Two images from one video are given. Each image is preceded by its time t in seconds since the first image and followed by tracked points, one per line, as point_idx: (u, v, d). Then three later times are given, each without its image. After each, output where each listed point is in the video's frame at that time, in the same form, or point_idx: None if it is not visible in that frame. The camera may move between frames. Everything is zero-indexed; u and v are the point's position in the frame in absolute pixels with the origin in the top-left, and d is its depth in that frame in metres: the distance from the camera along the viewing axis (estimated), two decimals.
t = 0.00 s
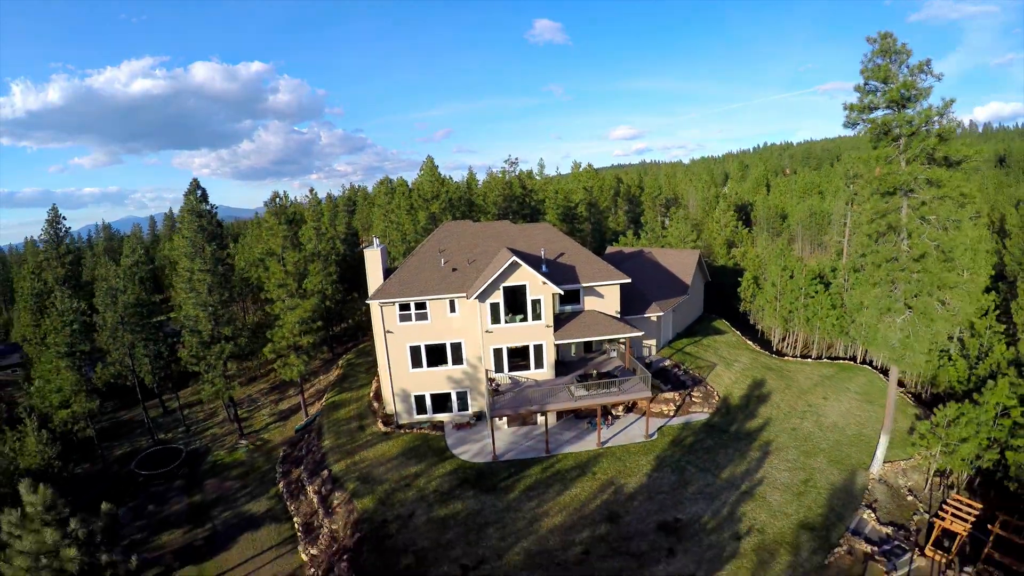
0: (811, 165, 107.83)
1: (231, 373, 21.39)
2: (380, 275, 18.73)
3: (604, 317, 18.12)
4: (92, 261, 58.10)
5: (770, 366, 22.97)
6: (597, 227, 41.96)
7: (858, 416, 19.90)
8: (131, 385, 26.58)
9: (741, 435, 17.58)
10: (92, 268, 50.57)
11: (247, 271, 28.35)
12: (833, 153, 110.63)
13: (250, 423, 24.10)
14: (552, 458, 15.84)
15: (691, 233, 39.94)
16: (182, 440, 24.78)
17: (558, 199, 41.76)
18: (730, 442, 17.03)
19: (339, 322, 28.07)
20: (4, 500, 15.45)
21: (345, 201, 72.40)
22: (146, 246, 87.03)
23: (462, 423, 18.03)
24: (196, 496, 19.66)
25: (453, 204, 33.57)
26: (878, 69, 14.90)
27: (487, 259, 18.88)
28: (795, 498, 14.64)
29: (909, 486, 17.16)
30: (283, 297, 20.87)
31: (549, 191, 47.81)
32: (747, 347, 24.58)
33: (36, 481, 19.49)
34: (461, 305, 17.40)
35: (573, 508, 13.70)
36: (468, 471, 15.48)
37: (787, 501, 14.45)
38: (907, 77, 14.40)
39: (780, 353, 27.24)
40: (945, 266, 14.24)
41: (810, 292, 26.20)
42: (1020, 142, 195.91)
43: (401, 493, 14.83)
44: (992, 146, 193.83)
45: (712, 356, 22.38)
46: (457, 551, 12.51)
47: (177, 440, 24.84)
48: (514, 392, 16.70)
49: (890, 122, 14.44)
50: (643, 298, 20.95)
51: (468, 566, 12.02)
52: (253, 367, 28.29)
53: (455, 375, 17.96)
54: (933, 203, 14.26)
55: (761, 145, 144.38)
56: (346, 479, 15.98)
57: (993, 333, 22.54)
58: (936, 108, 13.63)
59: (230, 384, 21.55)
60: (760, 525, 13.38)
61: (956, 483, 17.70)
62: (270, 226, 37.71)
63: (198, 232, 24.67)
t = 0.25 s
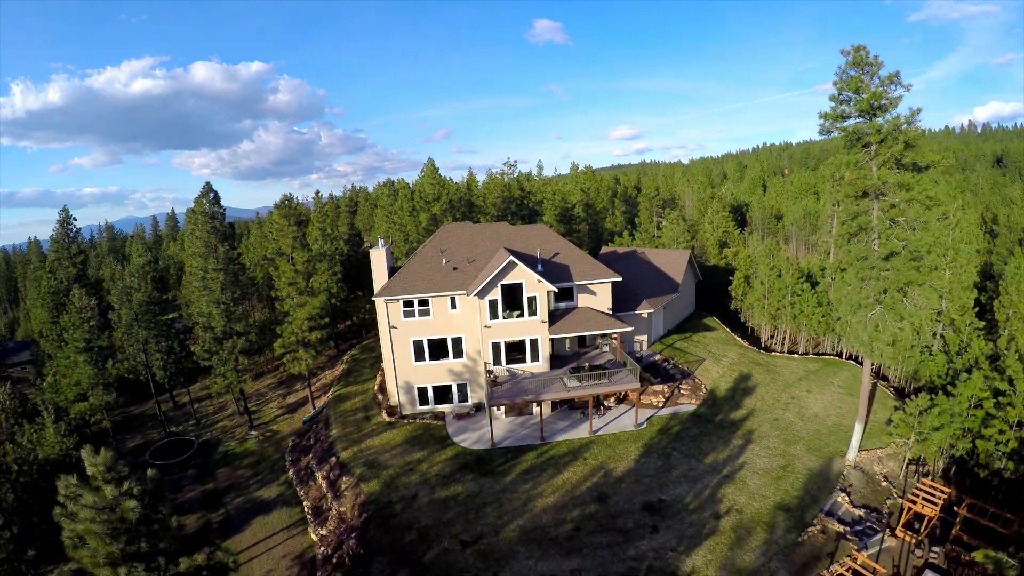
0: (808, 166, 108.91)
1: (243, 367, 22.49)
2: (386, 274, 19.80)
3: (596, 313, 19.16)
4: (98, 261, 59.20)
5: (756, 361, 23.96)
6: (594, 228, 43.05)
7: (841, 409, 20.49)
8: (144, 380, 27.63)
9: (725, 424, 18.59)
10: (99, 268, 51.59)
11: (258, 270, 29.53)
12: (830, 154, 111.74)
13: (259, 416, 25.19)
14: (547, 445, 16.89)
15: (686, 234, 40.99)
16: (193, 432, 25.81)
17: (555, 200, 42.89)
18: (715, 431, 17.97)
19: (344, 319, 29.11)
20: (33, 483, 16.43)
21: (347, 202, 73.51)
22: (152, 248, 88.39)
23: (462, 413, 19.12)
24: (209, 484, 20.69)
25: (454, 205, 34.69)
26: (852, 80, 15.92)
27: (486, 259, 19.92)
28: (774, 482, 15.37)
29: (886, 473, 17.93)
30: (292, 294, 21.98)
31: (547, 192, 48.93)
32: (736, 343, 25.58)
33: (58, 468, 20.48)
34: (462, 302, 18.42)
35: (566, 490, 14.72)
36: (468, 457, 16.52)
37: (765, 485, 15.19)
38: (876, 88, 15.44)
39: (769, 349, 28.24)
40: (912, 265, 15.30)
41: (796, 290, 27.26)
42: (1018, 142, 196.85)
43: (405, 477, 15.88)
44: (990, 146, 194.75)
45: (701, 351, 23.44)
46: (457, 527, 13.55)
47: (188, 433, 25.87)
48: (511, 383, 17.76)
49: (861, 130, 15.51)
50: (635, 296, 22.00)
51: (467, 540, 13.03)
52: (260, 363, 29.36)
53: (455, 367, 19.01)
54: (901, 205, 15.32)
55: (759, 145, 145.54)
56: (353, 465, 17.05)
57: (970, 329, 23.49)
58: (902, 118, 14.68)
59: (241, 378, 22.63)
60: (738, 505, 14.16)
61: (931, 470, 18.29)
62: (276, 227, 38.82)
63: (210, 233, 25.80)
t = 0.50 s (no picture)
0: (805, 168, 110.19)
1: (254, 366, 23.66)
2: (391, 278, 20.95)
3: (589, 315, 20.31)
4: (106, 263, 60.43)
5: (744, 360, 25.01)
6: (590, 231, 44.22)
7: (823, 408, 21.10)
8: (158, 378, 28.75)
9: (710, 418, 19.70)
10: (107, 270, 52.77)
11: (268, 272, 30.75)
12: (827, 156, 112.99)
13: (269, 412, 26.34)
14: (543, 438, 18.07)
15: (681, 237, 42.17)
16: (205, 428, 26.93)
17: (553, 204, 44.08)
18: (700, 425, 18.94)
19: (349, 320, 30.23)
20: (61, 474, 17.47)
21: (350, 204, 74.74)
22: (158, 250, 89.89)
23: (464, 409, 20.32)
24: (223, 476, 21.81)
25: (454, 210, 35.86)
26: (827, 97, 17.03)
27: (485, 263, 21.07)
28: (753, 473, 16.18)
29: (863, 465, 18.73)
30: (302, 296, 23.19)
31: (546, 196, 50.13)
32: (725, 343, 26.61)
33: (79, 462, 21.49)
34: (463, 304, 19.56)
35: (559, 479, 15.85)
36: (468, 450, 17.69)
37: (744, 476, 16.00)
38: (849, 106, 16.56)
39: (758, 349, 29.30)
40: (881, 270, 16.44)
41: (784, 292, 28.37)
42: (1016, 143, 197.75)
43: (409, 468, 17.03)
44: (988, 147, 195.73)
45: (690, 351, 24.55)
46: (459, 513, 14.69)
47: (200, 429, 26.97)
48: (509, 381, 18.92)
49: (834, 145, 16.64)
50: (627, 298, 23.16)
51: (468, 524, 14.18)
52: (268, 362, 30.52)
53: (456, 366, 20.15)
54: (872, 215, 16.45)
55: (757, 147, 146.73)
56: (361, 457, 18.20)
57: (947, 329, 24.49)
58: (871, 134, 15.81)
59: (252, 376, 23.80)
60: (719, 494, 15.03)
61: (906, 463, 19.05)
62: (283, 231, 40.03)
63: (223, 239, 27.05)
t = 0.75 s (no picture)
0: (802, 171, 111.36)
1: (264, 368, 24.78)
2: (395, 284, 22.06)
3: (582, 320, 21.40)
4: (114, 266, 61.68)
5: (733, 362, 25.98)
6: (587, 235, 45.31)
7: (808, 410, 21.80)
8: (170, 379, 29.80)
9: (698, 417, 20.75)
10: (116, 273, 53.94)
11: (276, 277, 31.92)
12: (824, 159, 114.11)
13: (277, 412, 27.43)
14: (538, 436, 19.20)
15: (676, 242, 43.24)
16: (215, 427, 28.00)
17: (551, 209, 45.20)
18: (688, 424, 19.95)
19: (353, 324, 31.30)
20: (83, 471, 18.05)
21: (351, 207, 75.89)
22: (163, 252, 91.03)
23: (464, 409, 21.44)
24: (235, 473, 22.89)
25: (455, 216, 36.95)
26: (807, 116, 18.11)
27: (485, 270, 22.17)
28: (736, 469, 17.10)
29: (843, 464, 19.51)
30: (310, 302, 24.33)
31: (544, 201, 51.23)
32: (715, 346, 27.65)
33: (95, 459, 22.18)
34: (463, 309, 20.65)
35: (552, 474, 16.96)
36: (468, 447, 18.78)
37: (727, 472, 16.93)
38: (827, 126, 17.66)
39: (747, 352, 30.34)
40: (855, 280, 17.51)
41: (773, 297, 29.41)
42: (1015, 144, 198.29)
43: (413, 464, 18.12)
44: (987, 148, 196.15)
45: (681, 353, 25.59)
46: (459, 505, 15.79)
47: (211, 428, 28.04)
48: (506, 382, 20.01)
49: (812, 162, 17.72)
50: (620, 304, 24.25)
51: (468, 516, 15.29)
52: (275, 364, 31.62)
53: (457, 368, 21.25)
54: (848, 228, 17.52)
55: (755, 150, 147.90)
56: (367, 454, 19.28)
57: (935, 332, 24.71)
58: (846, 153, 16.92)
59: (262, 377, 24.90)
60: (702, 489, 15.96)
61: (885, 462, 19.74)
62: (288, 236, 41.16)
63: (233, 246, 28.20)
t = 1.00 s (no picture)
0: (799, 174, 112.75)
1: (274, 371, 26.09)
2: (399, 292, 23.36)
3: (576, 326, 22.71)
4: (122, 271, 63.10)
5: (721, 366, 27.19)
6: (584, 241, 46.61)
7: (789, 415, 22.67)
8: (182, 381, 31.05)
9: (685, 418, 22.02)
10: (125, 278, 55.32)
11: (284, 283, 33.26)
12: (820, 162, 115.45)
13: (286, 413, 28.71)
14: (534, 436, 20.52)
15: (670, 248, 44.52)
16: (226, 428, 29.27)
17: (549, 216, 46.53)
18: (675, 424, 21.27)
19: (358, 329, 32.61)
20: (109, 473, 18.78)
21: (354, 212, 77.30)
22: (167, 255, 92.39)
23: (464, 410, 22.75)
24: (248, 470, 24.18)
25: (455, 223, 38.24)
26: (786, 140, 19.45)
27: (484, 279, 23.47)
28: (718, 468, 18.33)
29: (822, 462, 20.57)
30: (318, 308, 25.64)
31: (542, 208, 52.52)
32: (704, 350, 28.92)
33: (113, 459, 23.20)
34: (463, 317, 21.94)
35: (547, 471, 18.26)
36: (468, 447, 20.05)
37: (709, 470, 18.15)
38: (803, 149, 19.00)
39: (736, 355, 31.64)
40: (828, 292, 18.83)
41: (760, 303, 30.67)
42: (1011, 146, 199.62)
43: (417, 462, 19.40)
44: (984, 150, 197.22)
45: (671, 358, 26.84)
46: (460, 499, 17.08)
47: (222, 428, 29.29)
48: (504, 386, 21.30)
49: (790, 183, 19.09)
50: (612, 311, 25.56)
51: (468, 509, 16.58)
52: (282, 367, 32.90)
53: (459, 372, 22.55)
54: (823, 244, 18.85)
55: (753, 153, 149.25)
56: (374, 453, 20.57)
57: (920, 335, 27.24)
58: (820, 174, 18.24)
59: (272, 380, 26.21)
60: (685, 485, 17.21)
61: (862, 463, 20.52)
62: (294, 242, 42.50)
63: (244, 255, 29.53)
